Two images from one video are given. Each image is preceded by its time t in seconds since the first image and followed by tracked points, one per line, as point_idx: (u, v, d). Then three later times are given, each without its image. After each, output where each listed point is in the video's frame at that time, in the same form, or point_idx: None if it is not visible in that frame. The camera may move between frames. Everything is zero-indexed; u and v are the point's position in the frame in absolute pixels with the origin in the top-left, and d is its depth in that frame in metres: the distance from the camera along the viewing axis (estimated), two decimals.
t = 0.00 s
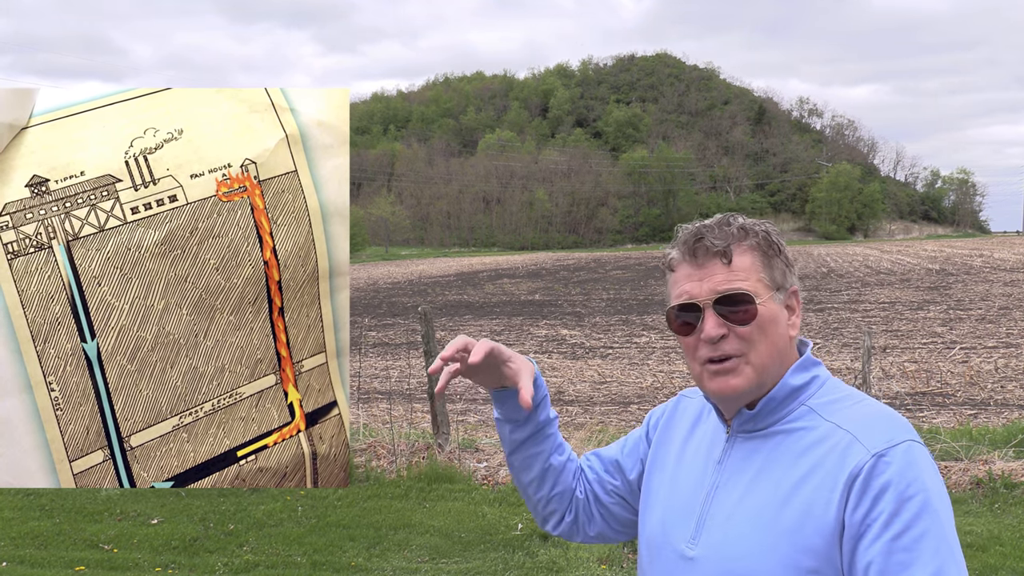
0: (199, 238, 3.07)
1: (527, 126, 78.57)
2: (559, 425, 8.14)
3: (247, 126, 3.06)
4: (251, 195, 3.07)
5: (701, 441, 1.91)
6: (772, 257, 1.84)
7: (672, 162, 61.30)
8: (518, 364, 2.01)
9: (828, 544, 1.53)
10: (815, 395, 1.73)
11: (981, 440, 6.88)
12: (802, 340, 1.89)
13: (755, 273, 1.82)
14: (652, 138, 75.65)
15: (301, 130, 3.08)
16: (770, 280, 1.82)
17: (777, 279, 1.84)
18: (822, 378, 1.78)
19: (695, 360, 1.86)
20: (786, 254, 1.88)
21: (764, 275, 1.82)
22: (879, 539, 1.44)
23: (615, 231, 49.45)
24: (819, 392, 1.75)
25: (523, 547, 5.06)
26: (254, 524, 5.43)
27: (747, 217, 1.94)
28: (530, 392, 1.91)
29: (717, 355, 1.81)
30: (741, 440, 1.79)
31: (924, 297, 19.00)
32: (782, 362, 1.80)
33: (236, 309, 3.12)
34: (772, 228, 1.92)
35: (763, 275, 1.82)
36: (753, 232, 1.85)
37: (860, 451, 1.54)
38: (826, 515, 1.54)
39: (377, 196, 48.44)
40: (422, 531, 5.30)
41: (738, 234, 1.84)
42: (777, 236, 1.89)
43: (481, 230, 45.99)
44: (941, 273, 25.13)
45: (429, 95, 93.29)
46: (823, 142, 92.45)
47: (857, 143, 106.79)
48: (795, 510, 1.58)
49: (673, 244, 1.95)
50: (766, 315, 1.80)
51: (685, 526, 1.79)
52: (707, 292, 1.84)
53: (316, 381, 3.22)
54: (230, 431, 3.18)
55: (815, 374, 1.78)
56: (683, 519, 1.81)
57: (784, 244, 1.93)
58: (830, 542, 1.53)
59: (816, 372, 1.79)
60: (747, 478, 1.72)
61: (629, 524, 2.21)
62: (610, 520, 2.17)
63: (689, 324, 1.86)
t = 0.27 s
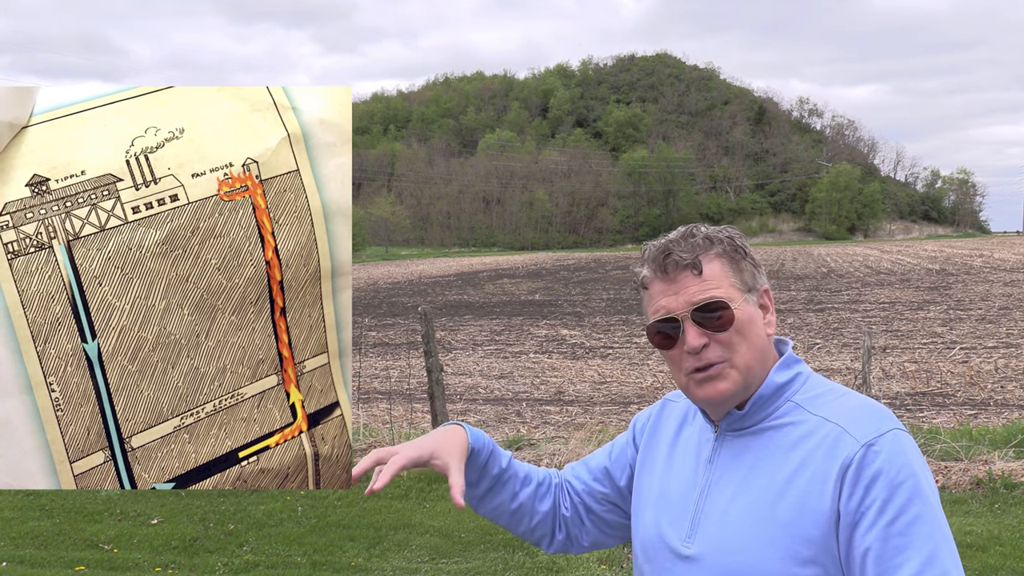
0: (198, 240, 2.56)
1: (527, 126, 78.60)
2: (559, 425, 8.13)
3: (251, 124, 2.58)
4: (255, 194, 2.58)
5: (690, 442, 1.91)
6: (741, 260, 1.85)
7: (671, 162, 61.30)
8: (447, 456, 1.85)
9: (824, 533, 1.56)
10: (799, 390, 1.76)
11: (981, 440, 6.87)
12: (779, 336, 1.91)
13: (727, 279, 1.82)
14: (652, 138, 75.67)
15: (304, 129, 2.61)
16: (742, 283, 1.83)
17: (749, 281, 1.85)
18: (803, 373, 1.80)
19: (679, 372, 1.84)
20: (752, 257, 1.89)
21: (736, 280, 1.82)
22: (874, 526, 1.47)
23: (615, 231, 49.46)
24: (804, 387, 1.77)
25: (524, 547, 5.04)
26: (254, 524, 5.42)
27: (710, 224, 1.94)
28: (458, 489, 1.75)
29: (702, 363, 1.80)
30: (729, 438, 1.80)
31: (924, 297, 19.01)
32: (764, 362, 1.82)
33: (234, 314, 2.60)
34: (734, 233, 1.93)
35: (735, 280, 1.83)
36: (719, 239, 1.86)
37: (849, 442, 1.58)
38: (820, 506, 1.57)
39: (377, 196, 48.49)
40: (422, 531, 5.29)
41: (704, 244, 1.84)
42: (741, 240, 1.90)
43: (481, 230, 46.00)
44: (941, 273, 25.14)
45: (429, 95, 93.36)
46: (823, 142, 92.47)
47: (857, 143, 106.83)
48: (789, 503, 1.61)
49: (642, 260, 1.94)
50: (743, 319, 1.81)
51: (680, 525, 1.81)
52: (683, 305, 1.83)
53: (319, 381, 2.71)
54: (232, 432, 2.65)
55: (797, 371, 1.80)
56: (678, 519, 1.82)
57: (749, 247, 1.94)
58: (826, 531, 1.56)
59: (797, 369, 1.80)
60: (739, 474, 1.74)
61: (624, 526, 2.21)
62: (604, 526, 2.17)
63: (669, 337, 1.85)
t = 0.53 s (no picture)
0: (202, 238, 3.06)
1: (527, 126, 78.57)
2: (559, 424, 8.13)
3: (252, 125, 3.04)
4: (254, 194, 3.06)
5: (677, 439, 1.87)
6: (745, 257, 1.86)
7: (671, 162, 61.27)
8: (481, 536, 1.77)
9: (812, 528, 1.54)
10: (786, 385, 1.73)
11: (981, 440, 6.86)
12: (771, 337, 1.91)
13: (731, 273, 1.83)
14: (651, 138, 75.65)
15: (306, 129, 3.06)
16: (744, 279, 1.84)
17: (750, 279, 1.85)
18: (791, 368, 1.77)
19: (676, 360, 1.84)
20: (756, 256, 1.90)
21: (739, 275, 1.83)
22: (861, 519, 1.47)
23: (615, 231, 49.43)
24: (791, 382, 1.74)
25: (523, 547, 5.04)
26: (254, 524, 5.41)
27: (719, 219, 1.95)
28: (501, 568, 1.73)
29: (698, 354, 1.80)
30: (717, 434, 1.76)
31: (924, 297, 18.99)
32: (758, 358, 1.80)
33: (239, 310, 3.11)
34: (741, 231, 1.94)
35: (738, 275, 1.83)
36: (726, 233, 1.86)
37: (837, 438, 1.56)
38: (808, 501, 1.55)
39: (377, 196, 48.46)
40: (422, 531, 5.28)
41: (712, 236, 1.84)
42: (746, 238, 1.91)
43: (481, 230, 45.96)
44: (941, 273, 25.12)
45: (429, 95, 93.31)
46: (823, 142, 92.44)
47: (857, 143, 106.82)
48: (777, 497, 1.59)
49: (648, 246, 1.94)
50: (743, 314, 1.82)
51: (666, 520, 1.77)
52: (687, 293, 1.83)
53: (320, 382, 3.18)
54: (233, 433, 3.16)
55: (786, 367, 1.77)
56: (664, 514, 1.78)
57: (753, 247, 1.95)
58: (813, 525, 1.54)
59: (785, 366, 1.77)
60: (726, 470, 1.71)
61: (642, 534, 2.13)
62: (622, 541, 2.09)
63: (667, 326, 1.86)
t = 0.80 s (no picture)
0: (204, 238, 3.05)
1: (527, 126, 78.58)
2: (558, 424, 8.13)
3: (254, 125, 3.03)
4: (256, 193, 3.05)
5: (664, 443, 1.89)
6: (735, 259, 1.87)
7: (671, 163, 61.25)
8: None
9: (804, 529, 1.54)
10: (769, 384, 1.74)
11: (981, 440, 6.86)
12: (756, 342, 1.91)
13: (720, 272, 1.83)
14: (651, 138, 75.65)
15: (307, 128, 3.06)
16: (733, 280, 1.84)
17: (739, 280, 1.86)
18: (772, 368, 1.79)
19: (660, 355, 1.85)
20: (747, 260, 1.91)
21: (728, 275, 1.84)
22: (858, 518, 1.46)
23: (615, 231, 49.42)
24: (772, 381, 1.76)
25: (523, 547, 5.04)
26: (254, 524, 5.41)
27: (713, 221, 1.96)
28: None
29: (682, 350, 1.81)
30: (702, 436, 1.79)
31: (924, 297, 18.99)
32: (742, 358, 1.81)
33: (240, 310, 3.10)
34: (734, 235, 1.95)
35: (727, 275, 1.84)
36: (718, 234, 1.87)
37: (822, 437, 1.56)
38: (799, 501, 1.55)
39: (377, 196, 48.46)
40: (422, 531, 5.27)
41: (705, 235, 1.85)
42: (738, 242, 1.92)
43: (481, 231, 45.95)
44: (941, 273, 25.11)
45: (429, 96, 93.34)
46: (822, 142, 92.45)
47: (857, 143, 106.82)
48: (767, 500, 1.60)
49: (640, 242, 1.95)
50: (730, 314, 1.82)
51: (656, 524, 1.79)
52: (675, 288, 1.84)
53: (322, 382, 3.19)
54: (235, 434, 3.16)
55: (766, 366, 1.79)
56: (654, 519, 1.80)
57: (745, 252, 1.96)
58: (805, 526, 1.54)
59: (766, 364, 1.79)
60: (714, 472, 1.72)
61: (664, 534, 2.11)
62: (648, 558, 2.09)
63: (654, 320, 1.86)
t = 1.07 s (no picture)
0: (205, 238, 3.05)
1: (527, 126, 78.59)
2: (558, 425, 8.12)
3: (255, 124, 3.03)
4: (258, 193, 3.04)
5: (649, 448, 1.89)
6: (708, 260, 1.85)
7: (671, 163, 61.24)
8: None
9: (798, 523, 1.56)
10: (747, 382, 1.76)
11: (981, 440, 6.86)
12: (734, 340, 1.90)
13: (692, 274, 1.82)
14: (651, 138, 75.65)
15: (309, 127, 3.05)
16: (706, 281, 1.83)
17: (712, 281, 1.85)
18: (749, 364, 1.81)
19: (635, 359, 1.85)
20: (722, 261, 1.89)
21: (700, 277, 1.83)
22: (854, 507, 1.49)
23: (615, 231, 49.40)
24: (750, 378, 1.78)
25: (523, 547, 5.03)
26: (254, 524, 5.40)
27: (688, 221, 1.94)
28: None
29: (655, 353, 1.81)
30: (687, 438, 1.79)
31: (924, 298, 18.98)
32: (718, 359, 1.80)
33: (242, 310, 3.10)
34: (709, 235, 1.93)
35: (699, 277, 1.83)
36: (690, 235, 1.86)
37: (807, 430, 1.58)
38: (790, 497, 1.57)
39: (377, 196, 48.45)
40: (422, 531, 5.27)
41: (675, 239, 1.85)
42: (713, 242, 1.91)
43: (481, 231, 45.95)
44: (941, 274, 25.11)
45: (429, 96, 93.35)
46: (822, 142, 92.45)
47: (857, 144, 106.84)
48: (759, 497, 1.60)
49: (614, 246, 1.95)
50: (702, 315, 1.80)
51: (649, 530, 1.77)
52: (646, 292, 1.84)
53: (324, 383, 3.20)
54: (236, 435, 3.15)
55: (743, 365, 1.80)
56: (646, 525, 1.79)
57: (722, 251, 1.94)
58: (800, 520, 1.56)
59: (743, 362, 1.81)
60: (702, 474, 1.72)
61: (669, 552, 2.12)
62: None
63: (628, 325, 1.86)
